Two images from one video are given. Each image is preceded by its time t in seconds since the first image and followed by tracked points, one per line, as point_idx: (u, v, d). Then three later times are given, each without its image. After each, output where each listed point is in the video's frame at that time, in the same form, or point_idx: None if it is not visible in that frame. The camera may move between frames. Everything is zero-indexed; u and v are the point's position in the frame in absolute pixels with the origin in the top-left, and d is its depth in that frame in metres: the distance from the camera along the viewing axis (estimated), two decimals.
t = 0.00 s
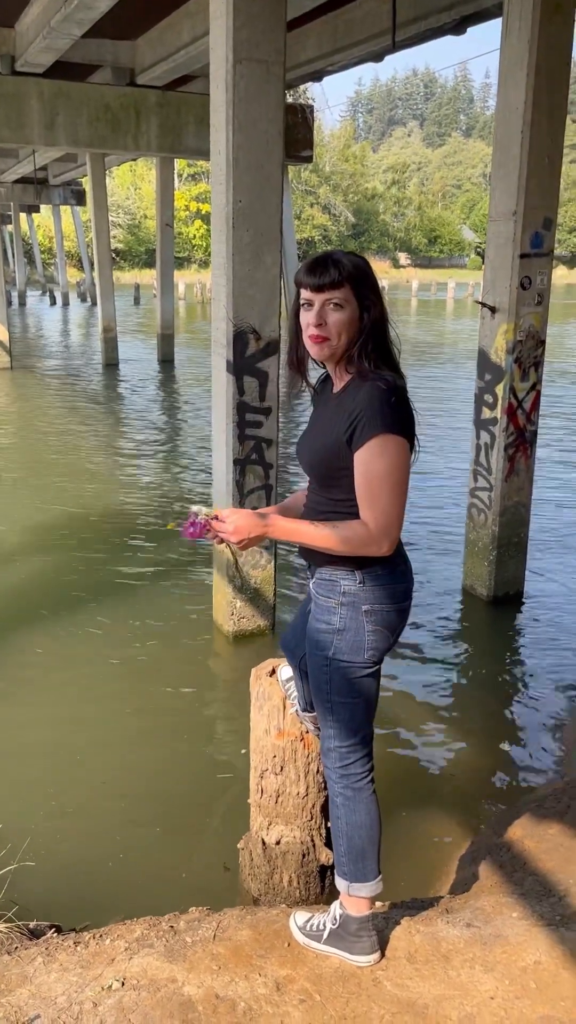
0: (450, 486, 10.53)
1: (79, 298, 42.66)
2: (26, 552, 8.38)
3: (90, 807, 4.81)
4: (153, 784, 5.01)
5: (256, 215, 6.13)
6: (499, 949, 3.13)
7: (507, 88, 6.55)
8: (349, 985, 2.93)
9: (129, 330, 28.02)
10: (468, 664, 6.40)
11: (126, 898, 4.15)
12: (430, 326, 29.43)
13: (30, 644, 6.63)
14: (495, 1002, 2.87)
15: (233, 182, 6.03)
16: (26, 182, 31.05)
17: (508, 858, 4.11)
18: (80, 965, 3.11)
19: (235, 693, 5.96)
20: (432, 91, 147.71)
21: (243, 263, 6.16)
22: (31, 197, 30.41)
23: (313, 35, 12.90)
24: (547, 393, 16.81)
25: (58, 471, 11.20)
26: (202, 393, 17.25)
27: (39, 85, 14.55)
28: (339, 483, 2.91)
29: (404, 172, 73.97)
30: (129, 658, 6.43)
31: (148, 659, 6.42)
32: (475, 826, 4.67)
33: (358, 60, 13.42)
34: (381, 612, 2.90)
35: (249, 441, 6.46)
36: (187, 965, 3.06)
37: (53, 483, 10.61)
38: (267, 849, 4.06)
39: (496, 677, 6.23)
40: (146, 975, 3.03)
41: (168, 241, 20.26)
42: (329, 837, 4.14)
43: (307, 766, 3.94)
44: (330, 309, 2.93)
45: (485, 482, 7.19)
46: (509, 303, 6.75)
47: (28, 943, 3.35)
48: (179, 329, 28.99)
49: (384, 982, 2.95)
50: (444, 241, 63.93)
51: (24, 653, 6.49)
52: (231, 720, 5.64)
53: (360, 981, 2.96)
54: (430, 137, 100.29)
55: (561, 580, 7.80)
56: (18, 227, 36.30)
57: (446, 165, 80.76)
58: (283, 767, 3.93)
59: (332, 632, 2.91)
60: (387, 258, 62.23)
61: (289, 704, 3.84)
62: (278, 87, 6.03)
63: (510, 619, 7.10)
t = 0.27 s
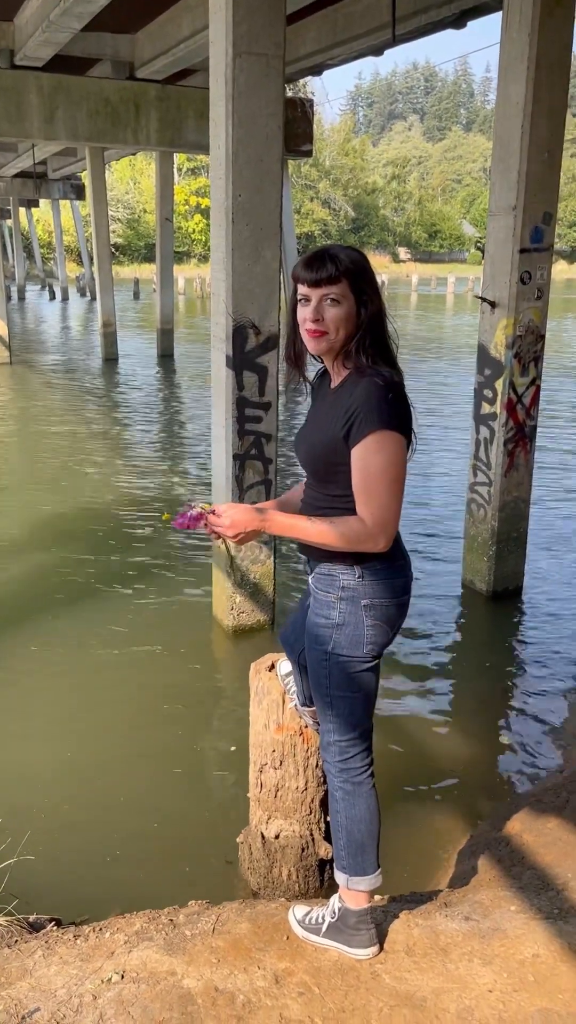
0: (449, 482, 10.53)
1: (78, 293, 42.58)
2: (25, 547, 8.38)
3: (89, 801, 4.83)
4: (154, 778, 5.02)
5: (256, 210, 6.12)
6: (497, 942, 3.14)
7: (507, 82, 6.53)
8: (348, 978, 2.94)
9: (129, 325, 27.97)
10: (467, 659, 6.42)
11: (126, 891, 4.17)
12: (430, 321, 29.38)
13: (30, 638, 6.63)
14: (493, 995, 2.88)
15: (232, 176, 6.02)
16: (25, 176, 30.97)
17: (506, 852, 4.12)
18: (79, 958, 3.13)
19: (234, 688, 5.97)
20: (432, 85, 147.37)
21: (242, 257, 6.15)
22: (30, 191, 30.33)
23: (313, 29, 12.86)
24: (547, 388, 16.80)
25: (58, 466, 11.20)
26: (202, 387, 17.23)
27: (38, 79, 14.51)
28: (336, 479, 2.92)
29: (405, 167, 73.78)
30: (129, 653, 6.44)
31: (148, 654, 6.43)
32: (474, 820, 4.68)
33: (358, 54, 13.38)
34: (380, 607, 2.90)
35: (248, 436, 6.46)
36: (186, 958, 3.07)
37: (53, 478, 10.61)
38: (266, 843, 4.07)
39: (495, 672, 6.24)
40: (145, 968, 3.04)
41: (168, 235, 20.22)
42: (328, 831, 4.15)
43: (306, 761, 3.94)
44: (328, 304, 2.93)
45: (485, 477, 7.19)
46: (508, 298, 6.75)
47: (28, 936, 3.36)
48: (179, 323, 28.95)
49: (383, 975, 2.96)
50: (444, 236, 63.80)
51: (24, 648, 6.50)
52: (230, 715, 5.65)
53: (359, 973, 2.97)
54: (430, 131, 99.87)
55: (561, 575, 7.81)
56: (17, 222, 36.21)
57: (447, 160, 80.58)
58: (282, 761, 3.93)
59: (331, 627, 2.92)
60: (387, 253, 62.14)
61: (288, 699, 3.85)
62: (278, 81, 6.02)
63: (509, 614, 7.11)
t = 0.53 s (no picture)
0: (450, 475, 10.53)
1: (80, 285, 42.50)
2: (27, 539, 8.39)
3: (90, 792, 4.85)
4: (155, 769, 5.05)
5: (258, 202, 6.11)
6: (496, 933, 3.16)
7: (510, 74, 6.50)
8: (347, 969, 2.96)
9: (130, 317, 27.95)
10: (467, 652, 6.43)
11: (128, 882, 4.19)
12: (432, 314, 29.33)
13: (32, 631, 6.65)
14: (492, 986, 2.90)
15: (234, 168, 6.01)
16: (26, 167, 30.89)
17: (506, 844, 4.13)
18: (81, 948, 3.15)
19: (235, 681, 5.99)
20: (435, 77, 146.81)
21: (244, 249, 6.14)
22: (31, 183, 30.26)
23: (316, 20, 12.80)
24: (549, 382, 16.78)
25: (59, 458, 11.20)
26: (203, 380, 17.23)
27: (40, 70, 14.47)
28: (333, 472, 2.92)
29: (407, 158, 73.56)
30: (130, 645, 6.45)
31: (149, 646, 6.44)
32: (474, 812, 4.70)
33: (360, 45, 13.32)
34: (379, 599, 2.91)
35: (250, 429, 6.45)
36: (187, 948, 3.09)
37: (55, 470, 10.61)
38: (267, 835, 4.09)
39: (496, 665, 6.25)
40: (146, 958, 3.06)
41: (169, 227, 20.18)
42: (328, 823, 4.17)
43: (306, 753, 3.97)
44: (299, 302, 2.96)
45: (486, 471, 7.19)
46: (511, 291, 6.74)
47: (30, 927, 3.38)
48: (181, 316, 28.91)
49: (382, 965, 2.98)
50: (447, 228, 63.59)
51: (25, 640, 6.51)
52: (231, 707, 5.67)
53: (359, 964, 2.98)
54: (433, 122, 99.52)
55: (562, 569, 7.81)
56: (19, 213, 36.13)
57: (449, 152, 80.30)
58: (283, 753, 3.95)
59: (330, 619, 2.92)
60: (389, 246, 61.99)
61: (289, 691, 3.87)
62: (280, 73, 6.00)
63: (510, 608, 7.11)
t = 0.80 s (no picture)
0: (454, 467, 10.51)
1: (84, 275, 42.44)
2: (31, 530, 8.40)
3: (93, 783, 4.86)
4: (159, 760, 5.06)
5: (263, 192, 6.08)
6: (500, 925, 3.16)
7: (517, 63, 6.46)
8: (350, 960, 2.97)
9: (135, 308, 27.90)
10: (471, 645, 6.42)
11: (131, 872, 4.21)
12: (437, 305, 29.22)
13: (37, 621, 6.66)
14: (495, 977, 2.90)
15: (239, 158, 5.98)
16: (31, 157, 30.82)
17: (509, 836, 4.14)
18: (85, 937, 3.16)
19: (239, 672, 6.00)
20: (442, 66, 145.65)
21: (249, 240, 6.12)
22: (36, 173, 30.22)
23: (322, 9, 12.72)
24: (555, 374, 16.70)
25: (64, 449, 11.21)
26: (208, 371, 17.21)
27: (44, 59, 14.41)
28: (330, 465, 2.91)
29: (413, 149, 73.19)
30: (133, 636, 6.46)
31: (152, 637, 6.45)
32: (477, 805, 4.71)
33: (367, 34, 13.24)
34: (379, 591, 2.90)
35: (254, 420, 6.44)
36: (191, 938, 3.10)
37: (59, 461, 10.62)
38: (270, 825, 4.11)
39: (500, 658, 6.25)
40: (150, 947, 3.07)
41: (174, 218, 20.12)
42: (332, 814, 4.18)
43: (310, 744, 3.97)
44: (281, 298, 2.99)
45: (491, 463, 7.18)
46: (517, 282, 6.71)
47: (34, 915, 3.39)
48: (185, 307, 28.86)
49: (385, 956, 2.99)
50: (452, 220, 63.33)
51: (30, 630, 6.52)
52: (235, 698, 5.67)
53: (362, 955, 2.99)
54: (439, 112, 99.02)
55: (566, 561, 7.80)
56: (23, 203, 36.07)
57: (455, 142, 79.92)
58: (287, 744, 3.96)
59: (330, 611, 2.92)
60: (394, 237, 61.79)
61: (293, 682, 3.88)
62: (286, 62, 5.97)
63: (514, 600, 7.11)
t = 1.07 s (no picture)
0: (462, 458, 10.48)
1: (90, 265, 42.36)
2: (38, 519, 8.41)
3: (100, 770, 4.88)
4: (166, 748, 5.07)
5: (272, 180, 6.05)
6: (508, 915, 3.17)
7: (529, 50, 6.40)
8: (359, 947, 2.98)
9: (141, 297, 27.85)
10: (477, 636, 6.42)
11: (138, 860, 4.22)
12: (444, 296, 29.09)
13: (44, 610, 6.67)
14: (504, 966, 2.91)
15: (248, 146, 5.95)
16: (37, 145, 30.74)
17: (516, 825, 4.14)
18: (94, 923, 3.17)
19: (246, 662, 6.00)
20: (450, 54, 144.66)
21: (257, 229, 6.09)
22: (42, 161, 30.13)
23: None
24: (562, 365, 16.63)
25: (70, 438, 11.20)
26: (214, 361, 17.17)
27: (51, 46, 14.35)
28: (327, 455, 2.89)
29: (420, 139, 72.81)
30: (140, 625, 6.47)
31: (159, 626, 6.46)
32: (483, 795, 4.71)
33: (376, 21, 13.14)
34: (381, 579, 2.87)
35: (262, 410, 6.43)
36: (200, 925, 3.11)
37: (66, 450, 10.62)
38: (278, 814, 4.12)
39: (506, 649, 6.24)
40: (159, 934, 3.09)
41: (181, 207, 20.05)
42: (339, 803, 4.19)
43: (318, 733, 3.97)
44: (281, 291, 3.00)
45: (499, 454, 7.16)
46: (526, 272, 6.67)
47: (43, 901, 3.41)
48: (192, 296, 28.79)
49: (394, 944, 2.99)
50: (459, 209, 63.01)
51: (37, 619, 6.53)
52: (242, 688, 5.68)
53: (370, 943, 3.00)
54: (447, 102, 98.42)
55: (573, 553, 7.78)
56: (29, 193, 35.99)
57: (463, 132, 79.44)
58: (295, 733, 3.96)
59: (331, 601, 2.92)
60: (401, 227, 61.51)
61: (301, 671, 3.87)
62: (296, 49, 5.93)
63: (521, 592, 7.10)
